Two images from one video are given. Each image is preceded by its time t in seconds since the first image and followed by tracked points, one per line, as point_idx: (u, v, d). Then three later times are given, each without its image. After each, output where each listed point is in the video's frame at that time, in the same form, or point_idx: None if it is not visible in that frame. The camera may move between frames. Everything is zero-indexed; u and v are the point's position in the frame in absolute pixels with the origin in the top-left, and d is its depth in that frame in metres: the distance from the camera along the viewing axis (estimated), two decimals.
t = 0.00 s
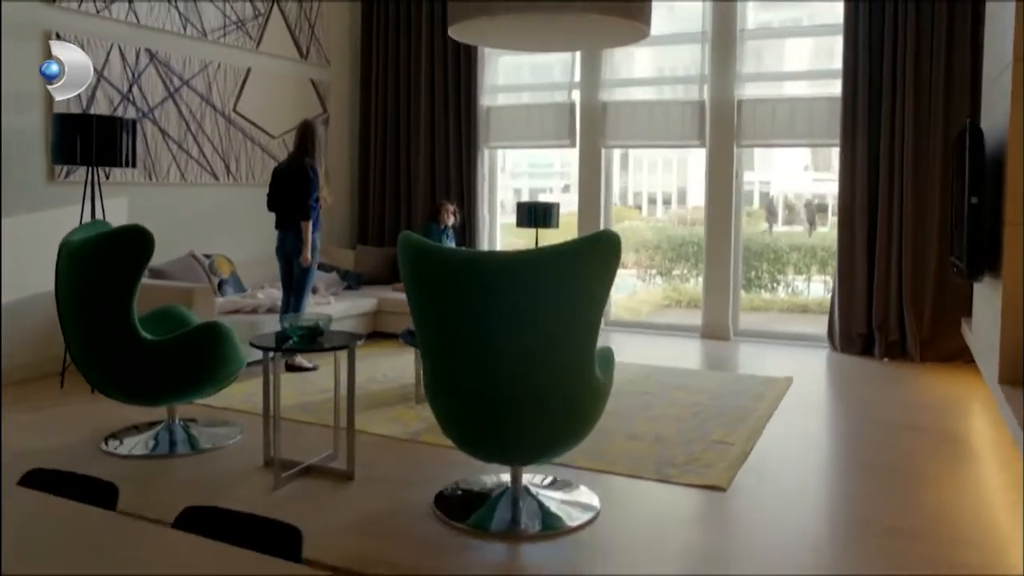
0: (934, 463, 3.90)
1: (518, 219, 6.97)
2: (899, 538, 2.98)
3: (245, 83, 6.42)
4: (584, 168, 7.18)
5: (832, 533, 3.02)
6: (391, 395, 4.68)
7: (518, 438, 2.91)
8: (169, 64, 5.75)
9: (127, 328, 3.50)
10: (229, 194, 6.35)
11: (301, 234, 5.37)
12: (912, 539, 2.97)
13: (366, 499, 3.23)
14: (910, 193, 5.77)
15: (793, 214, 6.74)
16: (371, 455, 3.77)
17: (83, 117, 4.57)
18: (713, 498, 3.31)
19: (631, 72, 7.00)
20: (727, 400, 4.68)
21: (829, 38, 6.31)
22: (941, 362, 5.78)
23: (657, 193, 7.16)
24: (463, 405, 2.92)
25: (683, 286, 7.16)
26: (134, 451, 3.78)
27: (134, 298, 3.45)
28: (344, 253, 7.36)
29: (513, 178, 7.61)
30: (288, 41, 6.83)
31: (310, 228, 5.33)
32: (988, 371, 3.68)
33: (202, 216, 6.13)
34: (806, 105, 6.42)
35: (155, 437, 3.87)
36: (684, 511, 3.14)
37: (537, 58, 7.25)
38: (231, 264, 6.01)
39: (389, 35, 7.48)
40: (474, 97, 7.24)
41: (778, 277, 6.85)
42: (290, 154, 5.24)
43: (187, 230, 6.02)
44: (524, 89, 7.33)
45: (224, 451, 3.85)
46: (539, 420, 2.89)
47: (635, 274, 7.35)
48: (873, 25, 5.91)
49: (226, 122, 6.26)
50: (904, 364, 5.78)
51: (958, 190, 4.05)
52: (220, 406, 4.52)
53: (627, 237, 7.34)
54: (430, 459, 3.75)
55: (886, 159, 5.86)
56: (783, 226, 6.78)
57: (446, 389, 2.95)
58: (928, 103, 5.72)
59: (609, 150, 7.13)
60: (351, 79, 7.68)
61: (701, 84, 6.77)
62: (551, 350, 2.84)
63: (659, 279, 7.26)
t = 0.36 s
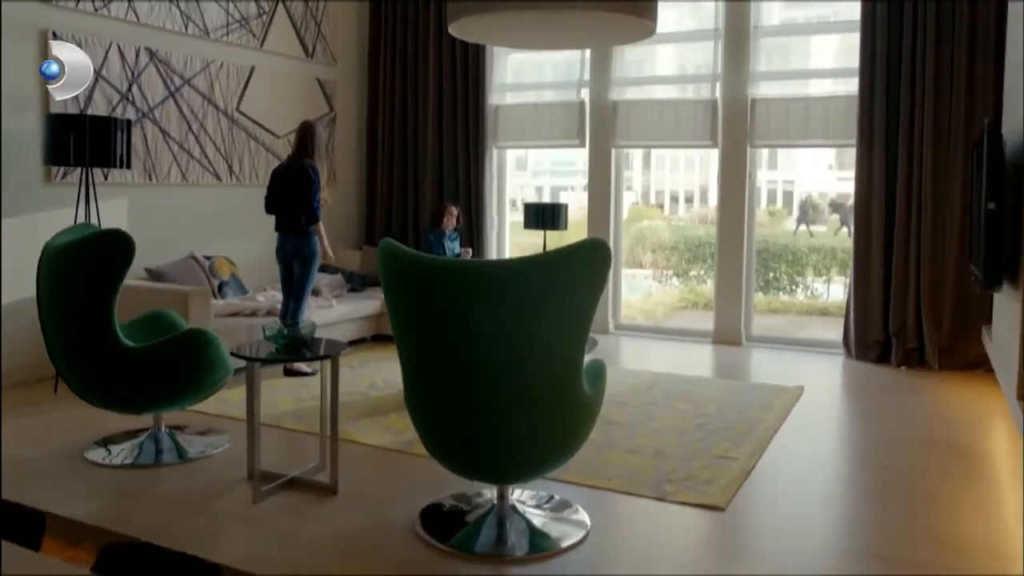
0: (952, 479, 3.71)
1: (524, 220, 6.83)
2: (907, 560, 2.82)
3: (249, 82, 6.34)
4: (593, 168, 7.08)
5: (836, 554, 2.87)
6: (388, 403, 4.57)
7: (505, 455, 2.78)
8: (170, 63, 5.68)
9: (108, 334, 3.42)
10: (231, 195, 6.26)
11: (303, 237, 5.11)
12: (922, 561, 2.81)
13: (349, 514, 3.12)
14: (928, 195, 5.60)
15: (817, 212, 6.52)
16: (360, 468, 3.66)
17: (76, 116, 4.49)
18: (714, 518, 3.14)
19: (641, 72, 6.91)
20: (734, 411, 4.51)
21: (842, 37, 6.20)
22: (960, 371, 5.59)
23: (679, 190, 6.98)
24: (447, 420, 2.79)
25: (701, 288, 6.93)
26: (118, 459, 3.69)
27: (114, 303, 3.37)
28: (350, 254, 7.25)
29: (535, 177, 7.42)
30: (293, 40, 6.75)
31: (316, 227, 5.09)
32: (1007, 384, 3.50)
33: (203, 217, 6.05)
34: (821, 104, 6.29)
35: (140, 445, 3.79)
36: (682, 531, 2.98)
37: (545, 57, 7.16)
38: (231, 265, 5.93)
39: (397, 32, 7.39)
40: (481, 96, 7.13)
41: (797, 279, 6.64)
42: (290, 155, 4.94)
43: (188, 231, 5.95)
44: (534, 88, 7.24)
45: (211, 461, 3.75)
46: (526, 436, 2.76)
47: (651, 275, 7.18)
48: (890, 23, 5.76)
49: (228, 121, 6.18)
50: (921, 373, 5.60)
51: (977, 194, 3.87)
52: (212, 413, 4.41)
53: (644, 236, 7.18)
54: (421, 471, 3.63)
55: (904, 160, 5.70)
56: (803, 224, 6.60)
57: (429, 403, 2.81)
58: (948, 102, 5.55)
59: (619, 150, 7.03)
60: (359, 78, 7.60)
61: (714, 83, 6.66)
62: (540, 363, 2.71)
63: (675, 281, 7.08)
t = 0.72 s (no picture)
0: (976, 492, 3.52)
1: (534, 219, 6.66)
2: None
3: (252, 80, 6.22)
4: (605, 166, 6.91)
5: None
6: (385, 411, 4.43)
7: (497, 477, 2.63)
8: (170, 62, 5.58)
9: (88, 343, 3.30)
10: (233, 195, 6.16)
11: (303, 239, 4.92)
12: None
13: (333, 534, 2.99)
14: (952, 194, 5.40)
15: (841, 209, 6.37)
16: (350, 481, 3.52)
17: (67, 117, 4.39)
18: (718, 538, 2.98)
19: (654, 68, 6.73)
20: (744, 421, 4.33)
21: (860, 31, 6.00)
22: (985, 378, 5.39)
23: (701, 187, 6.77)
24: (435, 440, 2.64)
25: (718, 288, 6.79)
26: (102, 470, 3.58)
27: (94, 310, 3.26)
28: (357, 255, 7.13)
29: (556, 173, 7.24)
30: (298, 37, 6.62)
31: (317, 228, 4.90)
32: None
33: (205, 218, 5.95)
34: (839, 101, 6.08)
35: (126, 456, 3.67)
36: (682, 554, 2.82)
37: (557, 53, 7.02)
38: (234, 268, 5.82)
39: (404, 28, 7.25)
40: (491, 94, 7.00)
41: (818, 279, 6.51)
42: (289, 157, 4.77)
43: (189, 233, 5.85)
44: (545, 85, 7.08)
45: (198, 474, 3.63)
46: (519, 454, 2.61)
47: (669, 274, 7.00)
48: (911, 22, 5.57)
49: (231, 120, 6.06)
50: (944, 380, 5.40)
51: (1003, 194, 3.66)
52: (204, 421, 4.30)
53: (664, 234, 6.99)
54: (413, 485, 3.49)
55: (927, 158, 5.50)
56: (827, 221, 6.43)
57: (416, 423, 2.66)
58: (973, 98, 5.36)
59: (630, 148, 6.84)
60: (367, 76, 7.47)
61: (728, 79, 6.47)
62: (533, 379, 2.57)
63: (692, 282, 6.92)
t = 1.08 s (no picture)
0: (1008, 506, 3.30)
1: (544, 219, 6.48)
2: None
3: (255, 79, 6.09)
4: (618, 164, 6.72)
5: None
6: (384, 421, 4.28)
7: (489, 503, 2.46)
8: (169, 61, 5.46)
9: (66, 356, 3.17)
10: (236, 198, 6.04)
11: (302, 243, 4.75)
12: None
13: (318, 558, 2.83)
14: (981, 192, 5.17)
15: (864, 205, 6.15)
16: (341, 498, 3.37)
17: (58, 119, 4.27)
18: (725, 562, 2.80)
19: (669, 63, 6.51)
20: (760, 432, 4.12)
21: (883, 22, 5.76)
22: (1015, 385, 5.18)
23: (724, 182, 6.54)
24: (422, 463, 2.47)
25: (738, 286, 6.63)
26: (86, 486, 3.43)
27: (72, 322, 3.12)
28: (364, 258, 6.99)
29: (576, 169, 7.05)
30: (303, 34, 6.49)
31: (311, 238, 4.73)
32: None
33: (207, 221, 5.83)
34: (860, 94, 5.85)
35: (111, 472, 3.53)
36: None
37: (568, 48, 6.83)
38: (235, 270, 5.66)
39: (412, 24, 7.10)
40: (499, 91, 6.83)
41: (840, 278, 6.30)
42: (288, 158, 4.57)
43: (191, 236, 5.73)
44: (555, 81, 6.89)
45: (185, 489, 3.50)
46: (513, 478, 2.44)
47: (687, 272, 6.80)
48: (936, 14, 5.34)
49: (233, 121, 5.93)
50: (971, 387, 5.18)
51: None
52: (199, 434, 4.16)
53: (684, 231, 6.78)
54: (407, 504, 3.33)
55: (953, 155, 5.26)
56: (852, 218, 6.20)
57: (401, 446, 2.49)
58: (1002, 92, 5.12)
59: (643, 146, 6.64)
60: (374, 72, 7.32)
61: (745, 73, 6.25)
62: (526, 398, 2.40)
63: (711, 281, 6.72)
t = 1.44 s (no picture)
0: None
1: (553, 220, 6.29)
2: None
3: (256, 78, 5.94)
4: (630, 163, 6.52)
5: None
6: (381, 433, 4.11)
7: (481, 531, 2.28)
8: (166, 60, 5.32)
9: (42, 369, 3.03)
10: (236, 199, 5.89)
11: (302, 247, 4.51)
12: None
13: None
14: (1011, 191, 4.94)
15: (886, 203, 5.90)
16: (331, 518, 3.20)
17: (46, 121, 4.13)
18: None
19: (683, 58, 6.29)
20: (776, 447, 3.91)
21: (906, 13, 5.52)
22: None
23: (743, 180, 6.32)
24: (407, 491, 2.29)
25: (756, 287, 6.40)
26: (65, 505, 3.27)
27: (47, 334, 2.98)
28: (369, 260, 6.83)
29: (594, 167, 6.83)
30: (306, 31, 6.33)
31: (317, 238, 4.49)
32: None
33: (206, 224, 5.69)
34: (882, 90, 5.61)
35: (93, 489, 3.37)
36: None
37: (579, 43, 6.63)
38: (234, 274, 5.52)
39: (418, 20, 6.94)
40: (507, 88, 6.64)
41: (861, 278, 6.06)
42: (286, 159, 4.41)
43: (190, 240, 5.59)
44: (566, 78, 6.69)
45: (170, 508, 3.35)
46: (504, 505, 2.27)
47: (704, 272, 6.59)
48: (962, 6, 5.11)
49: (233, 121, 5.79)
50: (1000, 396, 4.94)
51: None
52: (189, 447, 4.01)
53: (702, 230, 6.56)
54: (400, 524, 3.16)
55: (980, 153, 5.04)
56: (873, 215, 5.96)
57: (385, 472, 2.32)
58: None
59: (656, 144, 6.44)
60: (380, 70, 7.15)
61: (761, 69, 6.03)
62: (524, 415, 2.23)
63: (728, 282, 6.50)
